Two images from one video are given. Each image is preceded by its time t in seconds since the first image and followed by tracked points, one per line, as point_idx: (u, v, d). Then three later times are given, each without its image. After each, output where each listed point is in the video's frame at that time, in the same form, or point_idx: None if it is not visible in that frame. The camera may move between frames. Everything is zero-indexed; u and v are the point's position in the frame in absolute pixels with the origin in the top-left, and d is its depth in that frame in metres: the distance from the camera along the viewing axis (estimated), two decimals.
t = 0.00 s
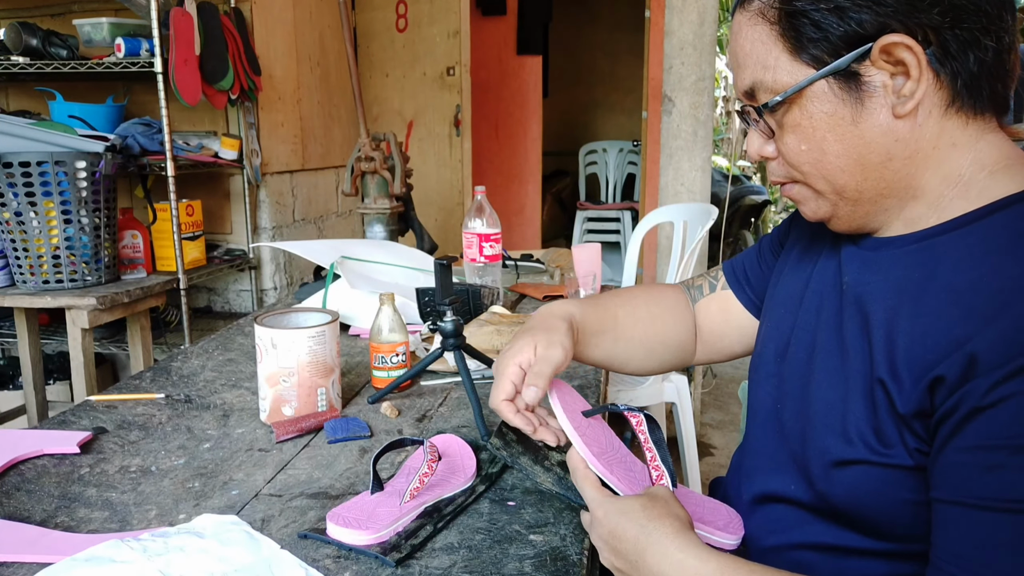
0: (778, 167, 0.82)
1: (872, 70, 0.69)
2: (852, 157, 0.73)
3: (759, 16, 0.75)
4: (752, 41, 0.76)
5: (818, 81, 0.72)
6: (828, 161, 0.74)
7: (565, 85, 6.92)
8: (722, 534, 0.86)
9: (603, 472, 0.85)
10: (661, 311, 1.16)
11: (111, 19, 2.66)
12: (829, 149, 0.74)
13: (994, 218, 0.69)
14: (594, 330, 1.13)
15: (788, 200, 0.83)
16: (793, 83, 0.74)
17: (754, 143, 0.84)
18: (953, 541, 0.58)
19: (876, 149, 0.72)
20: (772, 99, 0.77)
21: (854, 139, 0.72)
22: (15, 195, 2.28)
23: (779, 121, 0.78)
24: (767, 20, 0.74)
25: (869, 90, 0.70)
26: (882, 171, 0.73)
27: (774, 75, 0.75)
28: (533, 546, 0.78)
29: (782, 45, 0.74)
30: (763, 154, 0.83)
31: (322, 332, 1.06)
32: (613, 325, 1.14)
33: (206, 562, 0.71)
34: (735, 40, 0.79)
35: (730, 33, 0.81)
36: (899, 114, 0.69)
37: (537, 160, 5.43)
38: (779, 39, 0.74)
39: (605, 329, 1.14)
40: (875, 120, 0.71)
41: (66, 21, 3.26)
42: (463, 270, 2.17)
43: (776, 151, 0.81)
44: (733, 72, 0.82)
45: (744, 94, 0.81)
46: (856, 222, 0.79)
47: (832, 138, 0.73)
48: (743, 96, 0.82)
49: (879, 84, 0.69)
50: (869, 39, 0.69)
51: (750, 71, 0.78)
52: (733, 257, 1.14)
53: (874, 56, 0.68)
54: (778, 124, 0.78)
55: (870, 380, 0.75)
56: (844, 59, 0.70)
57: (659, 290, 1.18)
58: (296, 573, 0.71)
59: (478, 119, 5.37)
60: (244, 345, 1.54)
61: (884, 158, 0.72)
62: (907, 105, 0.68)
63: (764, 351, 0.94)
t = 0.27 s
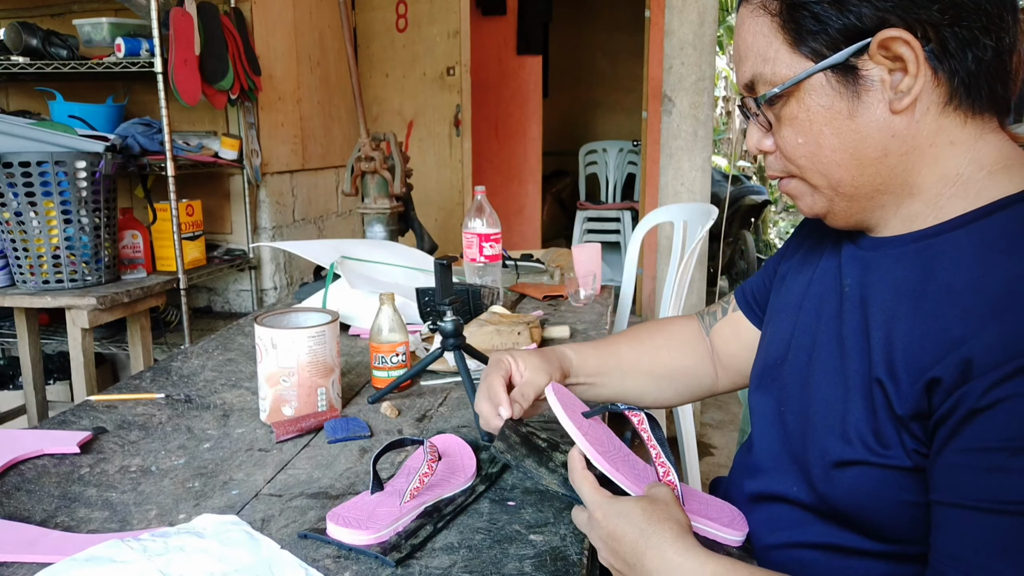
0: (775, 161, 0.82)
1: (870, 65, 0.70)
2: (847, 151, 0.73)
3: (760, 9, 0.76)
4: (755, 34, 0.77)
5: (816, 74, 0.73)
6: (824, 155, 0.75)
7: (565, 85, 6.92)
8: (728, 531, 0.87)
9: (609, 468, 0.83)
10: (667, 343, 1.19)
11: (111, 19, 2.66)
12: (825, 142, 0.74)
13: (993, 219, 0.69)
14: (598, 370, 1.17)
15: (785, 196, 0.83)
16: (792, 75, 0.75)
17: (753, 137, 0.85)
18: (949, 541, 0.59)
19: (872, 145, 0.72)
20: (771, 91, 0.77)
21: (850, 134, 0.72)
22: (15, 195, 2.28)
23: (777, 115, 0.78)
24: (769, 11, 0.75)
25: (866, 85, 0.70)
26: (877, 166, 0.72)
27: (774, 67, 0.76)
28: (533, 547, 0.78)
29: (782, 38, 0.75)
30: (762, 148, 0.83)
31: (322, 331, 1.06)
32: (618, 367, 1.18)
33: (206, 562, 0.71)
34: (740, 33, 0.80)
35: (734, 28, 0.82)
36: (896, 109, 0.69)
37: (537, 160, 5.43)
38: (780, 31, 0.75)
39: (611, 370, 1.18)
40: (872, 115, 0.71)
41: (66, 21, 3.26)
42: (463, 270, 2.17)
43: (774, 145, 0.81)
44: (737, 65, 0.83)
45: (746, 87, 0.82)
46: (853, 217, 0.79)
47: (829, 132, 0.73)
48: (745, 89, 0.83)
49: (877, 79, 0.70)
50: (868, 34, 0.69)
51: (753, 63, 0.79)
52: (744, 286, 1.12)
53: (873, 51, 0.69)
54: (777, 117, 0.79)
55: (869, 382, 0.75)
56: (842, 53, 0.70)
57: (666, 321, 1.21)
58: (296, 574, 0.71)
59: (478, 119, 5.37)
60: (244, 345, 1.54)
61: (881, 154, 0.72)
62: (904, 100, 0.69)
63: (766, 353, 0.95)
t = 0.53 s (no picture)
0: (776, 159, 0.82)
1: (869, 61, 0.70)
2: (847, 148, 0.73)
3: (761, 7, 0.76)
4: (754, 32, 0.78)
5: (815, 72, 0.73)
6: (824, 152, 0.74)
7: (565, 85, 6.92)
8: (730, 535, 0.85)
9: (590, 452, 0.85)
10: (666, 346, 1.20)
11: (111, 19, 2.66)
12: (825, 139, 0.74)
13: (991, 220, 0.69)
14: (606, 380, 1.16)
15: (785, 194, 0.83)
16: (791, 72, 0.75)
17: (754, 135, 0.84)
18: (932, 523, 0.59)
19: (871, 142, 0.71)
20: (770, 88, 0.78)
21: (850, 131, 0.72)
22: (15, 195, 2.28)
23: (777, 112, 0.78)
24: (769, 9, 0.76)
25: (865, 81, 0.70)
26: (878, 164, 0.73)
27: (773, 65, 0.77)
28: (533, 547, 0.78)
29: (782, 35, 0.75)
30: (763, 147, 0.83)
31: (322, 331, 1.06)
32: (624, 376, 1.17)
33: (207, 562, 0.71)
34: (740, 33, 0.81)
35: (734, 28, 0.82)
36: (895, 105, 0.69)
37: (537, 160, 5.43)
38: (780, 29, 0.75)
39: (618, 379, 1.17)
40: (871, 111, 0.71)
41: (65, 21, 3.26)
42: (463, 270, 2.17)
43: (775, 143, 0.81)
44: (737, 63, 0.83)
45: (746, 84, 0.83)
46: (853, 214, 0.79)
47: (828, 128, 0.73)
48: (745, 88, 0.83)
49: (877, 76, 0.70)
50: (868, 31, 0.69)
51: (752, 61, 0.79)
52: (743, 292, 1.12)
53: (872, 47, 0.69)
54: (777, 115, 0.79)
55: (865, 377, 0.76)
56: (842, 49, 0.71)
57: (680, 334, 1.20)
58: (296, 573, 0.71)
59: (478, 119, 5.37)
60: (243, 345, 1.54)
61: (881, 151, 0.72)
62: (904, 96, 0.69)
63: (767, 351, 0.95)
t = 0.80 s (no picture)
0: (766, 176, 0.84)
1: (838, 75, 0.71)
2: (827, 160, 0.74)
3: (730, 34, 0.79)
4: (729, 58, 0.81)
5: (788, 91, 0.75)
6: (807, 166, 0.76)
7: (565, 85, 6.92)
8: (727, 538, 0.88)
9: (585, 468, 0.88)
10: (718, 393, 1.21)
11: (111, 19, 2.66)
12: (805, 154, 0.76)
13: (979, 219, 0.69)
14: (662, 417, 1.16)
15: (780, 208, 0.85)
16: (766, 94, 0.77)
17: (743, 156, 0.88)
18: (924, 526, 0.59)
19: (851, 152, 0.73)
20: (749, 110, 0.80)
21: (829, 144, 0.74)
22: (15, 195, 2.28)
23: (761, 133, 0.81)
24: (737, 37, 0.78)
25: (837, 95, 0.72)
26: (861, 172, 0.73)
27: (750, 89, 0.79)
28: (533, 546, 0.78)
29: (754, 60, 0.78)
30: (754, 167, 0.86)
31: (322, 331, 1.06)
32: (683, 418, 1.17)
33: (208, 562, 0.71)
34: (718, 60, 0.84)
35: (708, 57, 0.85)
36: (869, 116, 0.70)
37: (537, 160, 5.43)
38: (750, 54, 0.78)
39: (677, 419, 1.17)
40: (847, 123, 0.72)
41: (66, 21, 3.26)
42: (464, 270, 2.17)
43: (763, 162, 0.83)
44: (719, 89, 0.86)
45: (728, 108, 0.85)
46: (845, 228, 0.80)
47: (807, 143, 0.75)
48: (728, 110, 0.86)
49: (847, 89, 0.71)
50: (833, 46, 0.71)
51: (730, 85, 0.82)
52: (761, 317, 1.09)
53: (839, 62, 0.70)
54: (761, 135, 0.81)
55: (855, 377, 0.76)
56: (810, 67, 0.72)
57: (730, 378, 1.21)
58: (296, 573, 0.71)
59: (478, 119, 5.37)
60: (244, 345, 1.54)
61: (862, 159, 0.72)
62: (875, 106, 0.69)
63: (766, 352, 0.95)
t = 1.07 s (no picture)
0: (765, 180, 0.84)
1: (830, 77, 0.72)
2: (823, 161, 0.74)
3: (725, 42, 0.80)
4: (724, 65, 0.82)
5: (780, 94, 0.75)
6: (802, 168, 0.76)
7: (566, 85, 6.92)
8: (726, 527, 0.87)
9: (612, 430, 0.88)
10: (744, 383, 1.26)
11: (111, 19, 2.66)
12: (800, 157, 0.76)
13: (978, 215, 0.69)
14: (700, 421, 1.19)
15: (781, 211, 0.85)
16: (759, 98, 0.78)
17: (742, 159, 0.89)
18: (941, 528, 0.59)
19: (846, 153, 0.73)
20: (744, 115, 0.81)
21: (823, 145, 0.74)
22: (15, 195, 2.28)
23: (757, 137, 0.81)
24: (730, 43, 0.80)
25: (830, 97, 0.72)
26: (856, 172, 0.73)
27: (744, 94, 0.80)
28: (533, 546, 0.78)
29: (747, 65, 0.79)
30: (752, 170, 0.86)
31: (322, 331, 1.06)
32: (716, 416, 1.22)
33: (208, 562, 0.71)
34: (715, 68, 0.84)
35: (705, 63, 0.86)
36: (861, 116, 0.70)
37: (537, 160, 5.43)
38: (743, 59, 0.79)
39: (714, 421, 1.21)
40: (839, 125, 0.72)
41: (66, 21, 3.26)
42: (463, 270, 2.17)
43: (761, 166, 0.84)
44: (716, 96, 0.87)
45: (726, 115, 0.86)
46: (844, 228, 0.80)
47: (802, 145, 0.75)
48: (726, 117, 0.86)
49: (839, 90, 0.72)
50: (824, 49, 0.71)
51: (726, 92, 0.83)
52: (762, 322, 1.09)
53: (830, 64, 0.71)
54: (757, 139, 0.81)
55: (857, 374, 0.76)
56: (802, 70, 0.73)
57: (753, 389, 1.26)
58: (296, 573, 0.71)
59: (478, 119, 5.37)
60: (244, 345, 1.54)
61: (856, 159, 0.73)
62: (867, 106, 0.70)
63: (767, 351, 0.95)
